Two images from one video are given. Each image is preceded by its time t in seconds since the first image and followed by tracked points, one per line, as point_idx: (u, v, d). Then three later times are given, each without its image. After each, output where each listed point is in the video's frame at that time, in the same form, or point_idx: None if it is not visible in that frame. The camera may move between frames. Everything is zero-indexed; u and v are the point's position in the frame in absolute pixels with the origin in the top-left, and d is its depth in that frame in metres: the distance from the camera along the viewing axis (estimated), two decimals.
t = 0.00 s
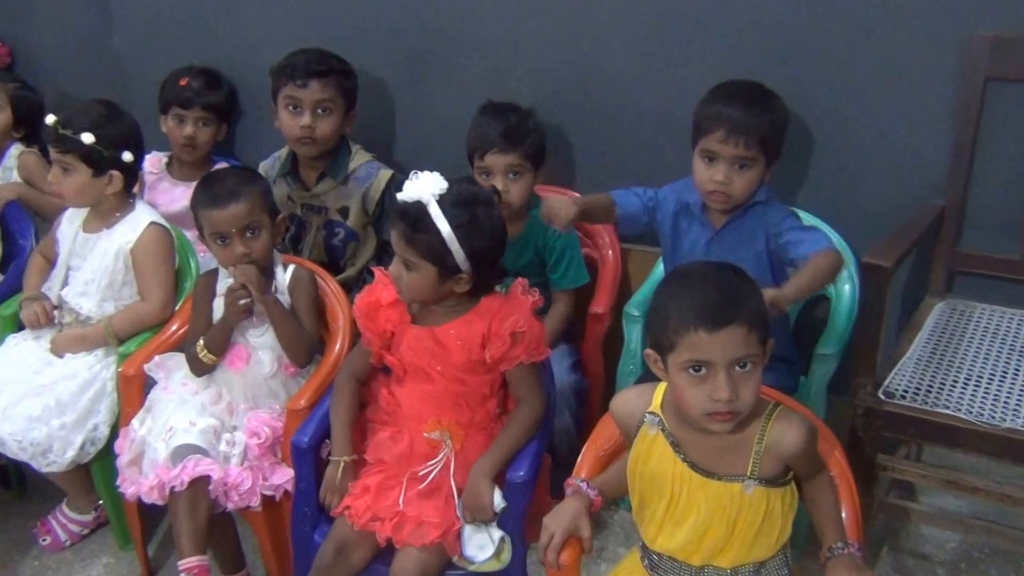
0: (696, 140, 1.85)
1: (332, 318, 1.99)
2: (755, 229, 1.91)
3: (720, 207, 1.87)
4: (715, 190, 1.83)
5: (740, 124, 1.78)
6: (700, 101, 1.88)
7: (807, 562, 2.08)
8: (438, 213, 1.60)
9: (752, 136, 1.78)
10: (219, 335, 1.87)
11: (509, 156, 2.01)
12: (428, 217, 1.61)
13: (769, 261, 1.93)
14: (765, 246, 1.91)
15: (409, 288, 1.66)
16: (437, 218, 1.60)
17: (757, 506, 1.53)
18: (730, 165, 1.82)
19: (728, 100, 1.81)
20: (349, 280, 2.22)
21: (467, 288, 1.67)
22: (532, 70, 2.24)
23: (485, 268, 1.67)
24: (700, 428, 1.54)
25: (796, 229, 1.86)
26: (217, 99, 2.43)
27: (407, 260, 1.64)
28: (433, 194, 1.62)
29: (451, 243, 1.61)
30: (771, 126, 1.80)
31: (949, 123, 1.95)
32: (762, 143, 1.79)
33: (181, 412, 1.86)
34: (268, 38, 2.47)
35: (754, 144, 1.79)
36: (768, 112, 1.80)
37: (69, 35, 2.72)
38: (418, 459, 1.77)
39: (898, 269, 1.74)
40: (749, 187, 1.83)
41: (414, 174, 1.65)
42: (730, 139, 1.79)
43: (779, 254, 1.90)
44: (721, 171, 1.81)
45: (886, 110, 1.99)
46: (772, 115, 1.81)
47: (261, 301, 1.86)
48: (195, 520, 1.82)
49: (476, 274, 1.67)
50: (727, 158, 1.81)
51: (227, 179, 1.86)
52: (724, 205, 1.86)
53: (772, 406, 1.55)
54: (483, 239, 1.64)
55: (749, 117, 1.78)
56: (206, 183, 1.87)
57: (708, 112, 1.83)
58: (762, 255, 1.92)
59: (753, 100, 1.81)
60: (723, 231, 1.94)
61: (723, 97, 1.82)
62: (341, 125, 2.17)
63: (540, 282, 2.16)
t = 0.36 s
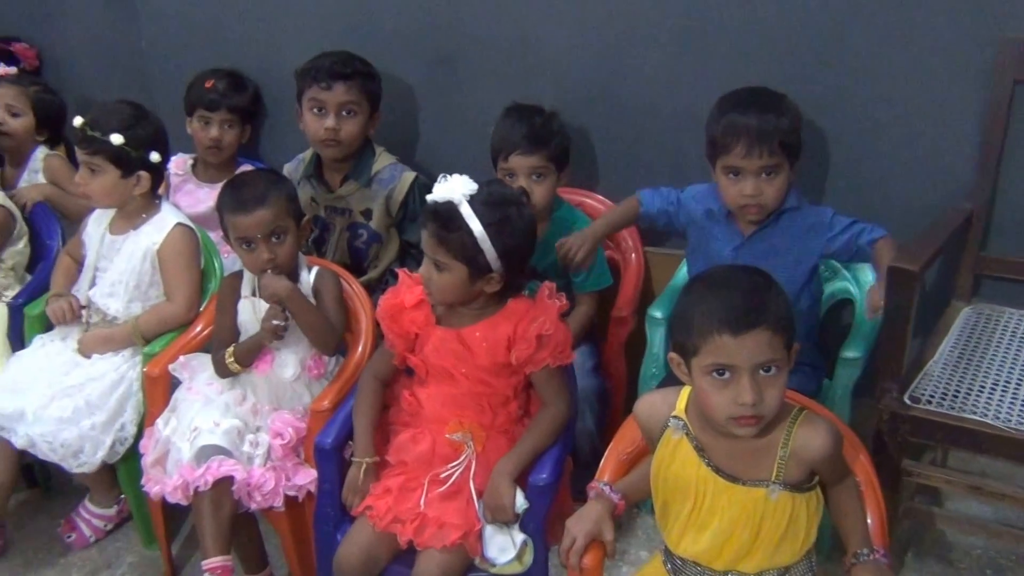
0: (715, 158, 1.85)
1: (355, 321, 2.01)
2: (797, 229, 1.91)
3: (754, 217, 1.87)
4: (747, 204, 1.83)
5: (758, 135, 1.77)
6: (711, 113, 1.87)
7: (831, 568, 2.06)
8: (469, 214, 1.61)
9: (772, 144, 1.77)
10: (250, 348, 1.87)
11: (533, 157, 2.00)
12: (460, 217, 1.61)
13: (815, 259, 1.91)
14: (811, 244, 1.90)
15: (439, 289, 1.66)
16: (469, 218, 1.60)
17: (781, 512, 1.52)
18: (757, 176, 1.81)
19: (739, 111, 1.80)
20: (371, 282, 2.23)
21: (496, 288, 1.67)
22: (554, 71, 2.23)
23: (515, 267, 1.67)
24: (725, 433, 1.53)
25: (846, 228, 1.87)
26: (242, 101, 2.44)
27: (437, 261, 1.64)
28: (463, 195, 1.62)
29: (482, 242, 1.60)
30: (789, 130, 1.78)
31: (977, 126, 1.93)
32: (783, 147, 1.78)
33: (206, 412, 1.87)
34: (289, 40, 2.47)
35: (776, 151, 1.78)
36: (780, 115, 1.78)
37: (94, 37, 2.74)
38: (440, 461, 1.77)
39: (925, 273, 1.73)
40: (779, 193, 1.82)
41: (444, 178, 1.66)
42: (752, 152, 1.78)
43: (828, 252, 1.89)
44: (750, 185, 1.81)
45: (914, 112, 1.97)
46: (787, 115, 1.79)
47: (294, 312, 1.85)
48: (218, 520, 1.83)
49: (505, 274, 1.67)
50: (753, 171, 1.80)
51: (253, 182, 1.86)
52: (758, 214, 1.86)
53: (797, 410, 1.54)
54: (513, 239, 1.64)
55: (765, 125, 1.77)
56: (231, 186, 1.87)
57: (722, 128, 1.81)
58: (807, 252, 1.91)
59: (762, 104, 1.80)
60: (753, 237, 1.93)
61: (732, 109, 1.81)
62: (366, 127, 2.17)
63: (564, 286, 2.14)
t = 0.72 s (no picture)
0: (735, 170, 1.82)
1: (378, 323, 2.01)
2: (822, 232, 1.88)
3: (777, 228, 1.84)
4: (769, 215, 1.81)
5: (778, 144, 1.75)
6: (730, 124, 1.85)
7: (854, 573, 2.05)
8: (494, 216, 1.61)
9: (793, 153, 1.75)
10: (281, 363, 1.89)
11: (556, 160, 2.00)
12: (484, 220, 1.61)
13: (842, 260, 1.90)
14: (837, 244, 1.88)
15: (463, 291, 1.66)
16: (493, 221, 1.60)
17: (806, 517, 1.51)
18: (779, 187, 1.79)
19: (758, 121, 1.78)
20: (394, 284, 2.23)
21: (521, 291, 1.67)
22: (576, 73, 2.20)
23: (540, 269, 1.67)
24: (749, 437, 1.52)
25: (864, 227, 1.87)
26: (267, 103, 2.43)
27: (462, 263, 1.64)
28: (487, 197, 1.62)
29: (506, 245, 1.61)
30: (811, 137, 1.76)
31: (1006, 131, 1.90)
32: (804, 157, 1.75)
33: (229, 414, 1.88)
34: (309, 42, 2.46)
35: (799, 161, 1.76)
36: (799, 124, 1.77)
37: (119, 40, 2.76)
38: (462, 463, 1.77)
39: (952, 279, 1.71)
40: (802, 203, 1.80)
41: (469, 181, 1.66)
42: (773, 162, 1.76)
43: (853, 253, 1.89)
44: (773, 196, 1.78)
45: (942, 115, 1.94)
46: (806, 125, 1.77)
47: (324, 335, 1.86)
48: (241, 520, 1.84)
49: (529, 277, 1.66)
50: (775, 181, 1.78)
51: (275, 187, 1.87)
52: (781, 226, 1.83)
53: (823, 416, 1.53)
54: (537, 241, 1.63)
55: (786, 135, 1.75)
56: (255, 190, 1.88)
57: (742, 139, 1.79)
58: (834, 253, 1.89)
59: (779, 115, 1.78)
60: (778, 240, 1.91)
61: (752, 119, 1.79)
62: (390, 130, 2.18)
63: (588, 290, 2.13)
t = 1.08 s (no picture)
0: (763, 162, 1.82)
1: (401, 325, 2.01)
2: (846, 235, 1.86)
3: (795, 227, 1.82)
4: (788, 210, 1.79)
5: (806, 139, 1.73)
6: (769, 117, 1.84)
7: None
8: (519, 220, 1.61)
9: (820, 150, 1.73)
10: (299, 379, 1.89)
11: (578, 163, 1.99)
12: (509, 224, 1.61)
13: (866, 260, 1.89)
14: (861, 246, 1.86)
15: (488, 295, 1.66)
16: (518, 224, 1.60)
17: (831, 523, 1.50)
18: (801, 183, 1.77)
19: (790, 116, 1.77)
20: (417, 286, 2.24)
21: (546, 295, 1.67)
22: (600, 75, 2.19)
23: (566, 272, 1.67)
24: (775, 442, 1.51)
25: (892, 231, 1.84)
26: (292, 106, 2.45)
27: (488, 267, 1.64)
28: (513, 201, 1.62)
29: (531, 249, 1.61)
30: (840, 137, 1.74)
31: None
32: (830, 156, 1.74)
33: (252, 415, 1.89)
34: (332, 45, 2.46)
35: (823, 158, 1.74)
36: (834, 123, 1.75)
37: (146, 42, 2.79)
38: (484, 465, 1.76)
39: (980, 284, 1.69)
40: (824, 203, 1.78)
41: (494, 184, 1.66)
42: (797, 154, 1.74)
43: (877, 254, 1.86)
44: (793, 191, 1.77)
45: (970, 119, 1.92)
46: (840, 126, 1.74)
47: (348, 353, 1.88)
48: (264, 521, 1.85)
49: (555, 281, 1.66)
50: (797, 176, 1.76)
51: (297, 192, 1.88)
52: (799, 225, 1.81)
53: (848, 421, 1.52)
54: (561, 245, 1.63)
55: (814, 131, 1.74)
56: (276, 195, 1.89)
57: (773, 131, 1.79)
58: (858, 253, 1.87)
59: (817, 114, 1.76)
60: (802, 242, 1.89)
61: (786, 114, 1.78)
62: (413, 133, 2.18)
63: (610, 294, 2.12)
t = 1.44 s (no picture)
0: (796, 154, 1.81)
1: (422, 326, 2.02)
2: (870, 239, 1.85)
3: (819, 222, 1.80)
4: (814, 204, 1.77)
5: (839, 134, 1.72)
6: (807, 113, 1.83)
7: None
8: (545, 222, 1.61)
9: (852, 146, 1.72)
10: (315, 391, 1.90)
11: (599, 166, 1.99)
12: (535, 226, 1.61)
13: (890, 265, 1.87)
14: (884, 247, 1.85)
15: (512, 297, 1.67)
16: (544, 226, 1.60)
17: (854, 528, 1.49)
18: (830, 179, 1.76)
19: (826, 112, 1.76)
20: (439, 288, 2.25)
21: (570, 297, 1.67)
22: (623, 78, 2.18)
23: (589, 275, 1.67)
24: (797, 446, 1.50)
25: (915, 233, 1.82)
26: (315, 109, 2.46)
27: (513, 270, 1.64)
28: (538, 203, 1.62)
29: (557, 251, 1.61)
30: (872, 136, 1.72)
31: None
32: (862, 154, 1.72)
33: (273, 416, 1.90)
34: (353, 48, 2.46)
35: (854, 154, 1.72)
36: (867, 122, 1.73)
37: (170, 45, 2.81)
38: (505, 468, 1.76)
39: (1005, 288, 1.68)
40: (851, 201, 1.76)
41: (519, 187, 1.67)
42: (829, 148, 1.73)
43: (900, 255, 1.84)
44: (820, 185, 1.76)
45: (996, 123, 1.89)
46: (873, 125, 1.73)
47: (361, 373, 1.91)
48: (286, 524, 1.85)
49: (579, 284, 1.67)
50: (827, 170, 1.75)
51: (319, 195, 1.89)
52: (823, 220, 1.79)
53: (871, 426, 1.51)
54: (585, 248, 1.63)
55: (848, 129, 1.72)
56: (299, 197, 1.90)
57: (808, 124, 1.77)
58: (881, 255, 1.86)
59: (856, 113, 1.74)
60: (828, 239, 1.88)
61: (821, 109, 1.77)
62: (435, 136, 2.19)
63: (632, 297, 2.12)
